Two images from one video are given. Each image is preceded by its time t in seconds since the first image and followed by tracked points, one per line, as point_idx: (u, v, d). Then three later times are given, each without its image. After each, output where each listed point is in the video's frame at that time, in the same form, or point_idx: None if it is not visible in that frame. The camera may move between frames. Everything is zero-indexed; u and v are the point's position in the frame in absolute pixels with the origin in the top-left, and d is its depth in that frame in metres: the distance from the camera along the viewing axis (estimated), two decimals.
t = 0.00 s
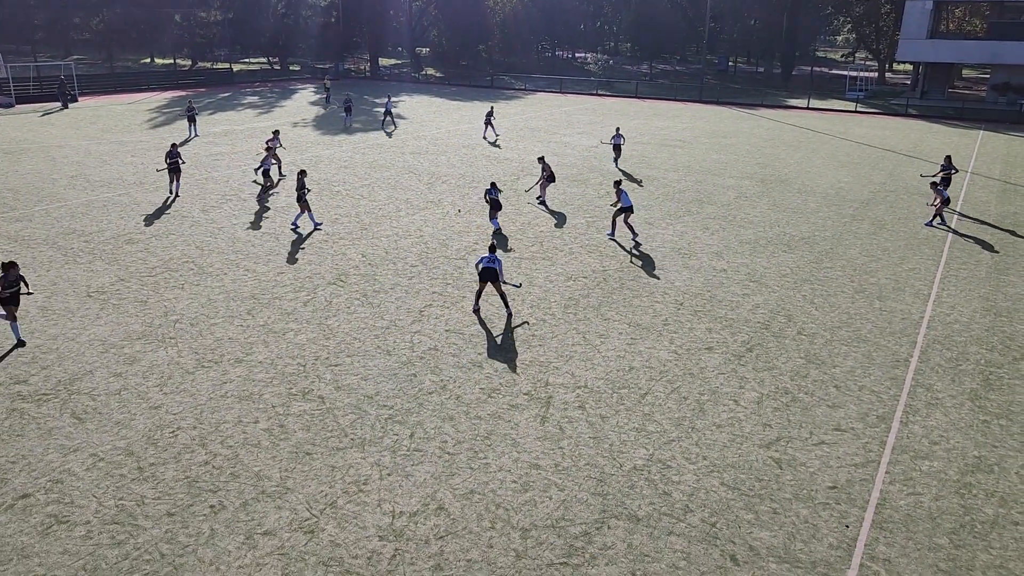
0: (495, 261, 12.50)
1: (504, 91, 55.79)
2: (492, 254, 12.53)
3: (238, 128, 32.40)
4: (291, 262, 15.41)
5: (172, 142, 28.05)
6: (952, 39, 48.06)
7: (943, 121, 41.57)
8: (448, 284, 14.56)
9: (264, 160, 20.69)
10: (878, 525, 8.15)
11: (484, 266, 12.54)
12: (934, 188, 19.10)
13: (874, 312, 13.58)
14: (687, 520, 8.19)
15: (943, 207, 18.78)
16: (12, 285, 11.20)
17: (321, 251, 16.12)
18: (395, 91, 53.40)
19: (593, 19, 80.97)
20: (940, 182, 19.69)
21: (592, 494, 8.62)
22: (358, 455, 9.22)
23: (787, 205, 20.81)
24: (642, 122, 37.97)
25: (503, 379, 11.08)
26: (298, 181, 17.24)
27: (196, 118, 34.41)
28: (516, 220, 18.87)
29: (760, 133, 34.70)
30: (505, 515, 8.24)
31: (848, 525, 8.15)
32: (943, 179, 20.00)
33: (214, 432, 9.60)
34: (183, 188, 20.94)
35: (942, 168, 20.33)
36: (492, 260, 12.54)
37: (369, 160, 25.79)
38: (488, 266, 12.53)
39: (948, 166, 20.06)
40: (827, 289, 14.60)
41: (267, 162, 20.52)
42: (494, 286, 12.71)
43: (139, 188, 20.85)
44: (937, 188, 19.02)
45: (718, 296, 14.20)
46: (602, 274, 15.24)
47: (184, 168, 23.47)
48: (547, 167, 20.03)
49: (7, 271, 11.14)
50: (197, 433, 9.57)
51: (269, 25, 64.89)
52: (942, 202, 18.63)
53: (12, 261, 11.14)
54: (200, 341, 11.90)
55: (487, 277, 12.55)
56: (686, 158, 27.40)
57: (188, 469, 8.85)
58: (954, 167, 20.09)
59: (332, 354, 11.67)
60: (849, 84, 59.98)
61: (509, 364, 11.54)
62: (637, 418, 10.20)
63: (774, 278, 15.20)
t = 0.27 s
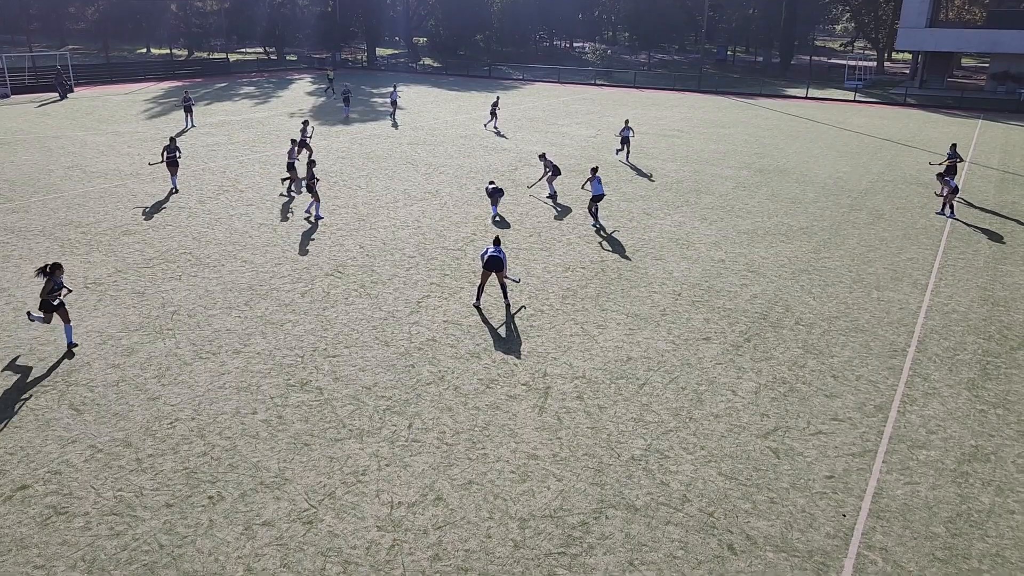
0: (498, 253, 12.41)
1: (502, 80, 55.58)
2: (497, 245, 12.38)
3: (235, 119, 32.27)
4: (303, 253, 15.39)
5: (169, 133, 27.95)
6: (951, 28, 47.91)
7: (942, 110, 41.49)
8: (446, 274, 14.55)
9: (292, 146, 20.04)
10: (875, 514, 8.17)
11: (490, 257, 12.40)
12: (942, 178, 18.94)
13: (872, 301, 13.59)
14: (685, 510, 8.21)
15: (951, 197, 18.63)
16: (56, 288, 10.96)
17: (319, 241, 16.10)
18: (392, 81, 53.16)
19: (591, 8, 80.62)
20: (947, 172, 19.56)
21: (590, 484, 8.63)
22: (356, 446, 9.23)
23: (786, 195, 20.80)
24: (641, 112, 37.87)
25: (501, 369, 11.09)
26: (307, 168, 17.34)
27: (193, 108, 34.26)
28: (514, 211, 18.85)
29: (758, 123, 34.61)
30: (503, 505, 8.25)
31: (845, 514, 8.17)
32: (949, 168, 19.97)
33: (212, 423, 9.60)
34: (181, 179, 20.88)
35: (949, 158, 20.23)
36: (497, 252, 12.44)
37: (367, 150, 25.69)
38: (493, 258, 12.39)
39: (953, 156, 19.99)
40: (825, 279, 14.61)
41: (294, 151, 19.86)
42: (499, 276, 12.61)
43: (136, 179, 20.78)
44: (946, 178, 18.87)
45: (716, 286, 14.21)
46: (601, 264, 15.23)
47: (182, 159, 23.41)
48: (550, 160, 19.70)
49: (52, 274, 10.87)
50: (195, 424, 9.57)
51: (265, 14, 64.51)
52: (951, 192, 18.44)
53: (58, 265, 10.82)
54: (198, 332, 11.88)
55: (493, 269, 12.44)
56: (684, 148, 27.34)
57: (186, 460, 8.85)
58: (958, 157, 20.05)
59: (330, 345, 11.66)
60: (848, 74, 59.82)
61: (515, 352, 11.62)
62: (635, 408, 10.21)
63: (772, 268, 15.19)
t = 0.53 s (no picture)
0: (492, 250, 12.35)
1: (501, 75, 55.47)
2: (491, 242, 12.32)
3: (234, 113, 32.19)
4: (311, 248, 15.41)
5: (167, 128, 27.89)
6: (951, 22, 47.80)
7: (942, 105, 41.43)
8: (445, 269, 14.55)
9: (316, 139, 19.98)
10: (874, 508, 8.19)
11: (486, 254, 12.36)
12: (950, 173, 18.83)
13: (871, 296, 13.59)
14: (683, 504, 8.23)
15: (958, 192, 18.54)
16: (102, 293, 10.42)
17: (319, 236, 16.10)
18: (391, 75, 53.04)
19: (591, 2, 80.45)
20: (954, 167, 19.47)
21: (589, 479, 8.64)
22: (355, 440, 9.24)
23: (785, 189, 20.80)
24: (640, 106, 37.81)
25: (500, 364, 11.09)
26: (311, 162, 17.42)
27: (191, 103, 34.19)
28: (513, 205, 18.84)
29: (758, 117, 34.56)
30: (502, 499, 8.26)
31: (843, 508, 8.18)
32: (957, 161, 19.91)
33: (211, 418, 9.60)
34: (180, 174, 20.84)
35: (956, 152, 20.14)
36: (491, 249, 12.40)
37: (366, 145, 25.65)
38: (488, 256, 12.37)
39: (961, 150, 19.94)
40: (824, 274, 14.61)
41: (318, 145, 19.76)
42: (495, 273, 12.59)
43: (135, 174, 20.74)
44: (953, 172, 18.77)
45: (715, 281, 14.20)
46: (600, 259, 15.22)
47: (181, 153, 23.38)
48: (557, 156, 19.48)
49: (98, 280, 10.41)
50: (195, 419, 9.57)
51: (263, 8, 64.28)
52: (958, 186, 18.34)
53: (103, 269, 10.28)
54: (197, 327, 11.88)
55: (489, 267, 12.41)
56: (684, 143, 27.29)
57: (186, 455, 8.86)
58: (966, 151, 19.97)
59: (329, 340, 11.66)
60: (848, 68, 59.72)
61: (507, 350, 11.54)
62: (634, 402, 10.22)
63: (772, 263, 15.19)
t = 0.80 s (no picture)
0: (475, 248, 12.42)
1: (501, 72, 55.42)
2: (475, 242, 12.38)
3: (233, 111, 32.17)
4: (313, 246, 15.38)
5: (167, 125, 27.87)
6: (951, 19, 47.79)
7: (942, 102, 41.44)
8: (444, 266, 14.55)
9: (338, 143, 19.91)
10: (873, 505, 8.20)
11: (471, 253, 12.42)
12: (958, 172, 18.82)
13: (871, 293, 13.60)
14: (683, 501, 8.24)
15: (965, 191, 18.55)
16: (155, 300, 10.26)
17: (319, 233, 16.10)
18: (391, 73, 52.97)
19: None
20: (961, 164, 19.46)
21: (589, 476, 8.65)
22: (355, 438, 9.24)
23: (785, 187, 20.81)
24: (640, 103, 37.80)
25: (500, 362, 11.09)
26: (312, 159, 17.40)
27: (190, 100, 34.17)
28: (513, 203, 18.84)
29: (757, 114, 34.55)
30: (502, 497, 8.27)
31: (843, 505, 8.20)
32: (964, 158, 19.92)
33: (211, 415, 9.60)
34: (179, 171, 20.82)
35: (963, 149, 20.15)
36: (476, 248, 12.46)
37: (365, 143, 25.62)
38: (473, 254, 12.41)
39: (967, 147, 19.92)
40: (824, 271, 14.62)
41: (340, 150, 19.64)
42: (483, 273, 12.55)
43: (134, 171, 20.73)
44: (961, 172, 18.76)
45: (715, 279, 14.20)
46: (600, 257, 15.23)
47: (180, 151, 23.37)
48: (565, 154, 19.64)
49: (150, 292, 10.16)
50: (194, 417, 9.57)
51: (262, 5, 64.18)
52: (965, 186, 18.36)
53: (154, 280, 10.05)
54: (196, 324, 11.88)
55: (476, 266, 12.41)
56: (683, 140, 27.28)
57: (186, 452, 8.86)
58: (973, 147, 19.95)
59: (329, 337, 11.66)
60: (848, 65, 59.69)
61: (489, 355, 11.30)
62: (634, 399, 10.22)
63: (771, 260, 15.19)
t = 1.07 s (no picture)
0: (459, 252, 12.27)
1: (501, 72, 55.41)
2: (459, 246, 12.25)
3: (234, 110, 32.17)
4: (311, 245, 15.36)
5: (167, 124, 27.88)
6: (951, 19, 47.80)
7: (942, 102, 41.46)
8: (444, 266, 14.55)
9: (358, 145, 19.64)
10: (872, 505, 8.21)
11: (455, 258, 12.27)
12: (966, 171, 18.82)
13: (871, 293, 13.60)
14: (683, 501, 8.24)
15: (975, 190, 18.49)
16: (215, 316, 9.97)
17: (319, 233, 16.10)
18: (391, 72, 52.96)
19: None
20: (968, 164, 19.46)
21: (589, 476, 8.65)
22: (355, 437, 9.24)
23: (785, 186, 20.82)
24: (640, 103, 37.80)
25: (500, 361, 11.09)
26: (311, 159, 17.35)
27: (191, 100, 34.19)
28: (513, 203, 18.84)
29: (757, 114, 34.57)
30: (502, 496, 8.27)
31: (842, 505, 8.20)
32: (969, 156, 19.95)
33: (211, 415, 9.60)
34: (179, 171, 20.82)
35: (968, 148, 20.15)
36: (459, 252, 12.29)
37: (365, 142, 25.61)
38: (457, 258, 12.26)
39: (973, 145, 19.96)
40: (823, 271, 14.62)
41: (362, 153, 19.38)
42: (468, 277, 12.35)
43: (134, 170, 20.72)
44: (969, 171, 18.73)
45: (714, 278, 14.21)
46: (599, 256, 15.24)
47: (180, 150, 23.38)
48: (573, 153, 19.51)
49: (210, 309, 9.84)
50: (194, 416, 9.57)
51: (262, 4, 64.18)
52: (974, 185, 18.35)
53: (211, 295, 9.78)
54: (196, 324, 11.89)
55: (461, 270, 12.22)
56: (683, 140, 27.29)
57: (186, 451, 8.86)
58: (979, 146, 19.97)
59: (329, 337, 11.66)
60: (848, 65, 59.70)
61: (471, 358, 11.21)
62: (634, 399, 10.23)
63: (771, 260, 15.20)
